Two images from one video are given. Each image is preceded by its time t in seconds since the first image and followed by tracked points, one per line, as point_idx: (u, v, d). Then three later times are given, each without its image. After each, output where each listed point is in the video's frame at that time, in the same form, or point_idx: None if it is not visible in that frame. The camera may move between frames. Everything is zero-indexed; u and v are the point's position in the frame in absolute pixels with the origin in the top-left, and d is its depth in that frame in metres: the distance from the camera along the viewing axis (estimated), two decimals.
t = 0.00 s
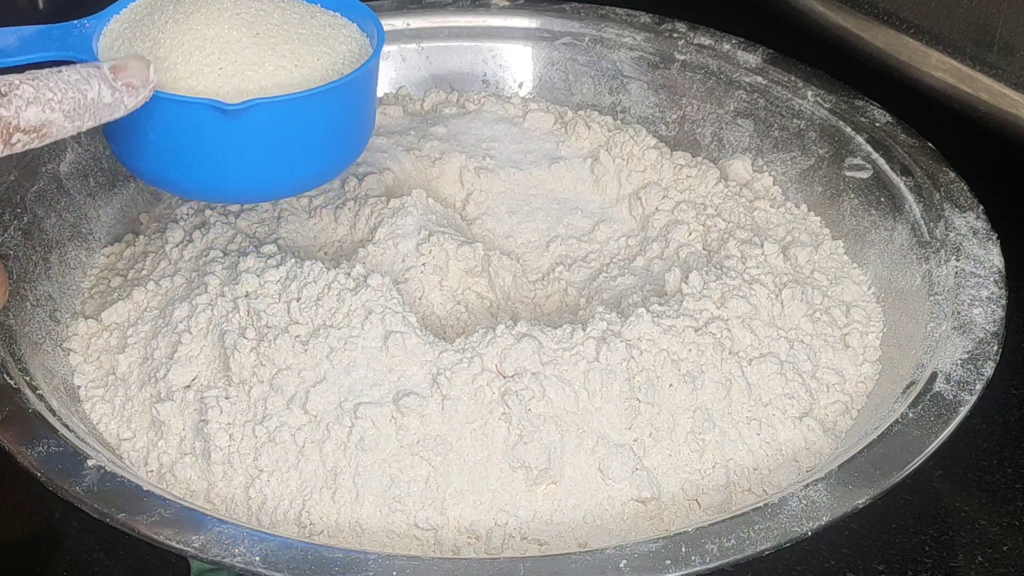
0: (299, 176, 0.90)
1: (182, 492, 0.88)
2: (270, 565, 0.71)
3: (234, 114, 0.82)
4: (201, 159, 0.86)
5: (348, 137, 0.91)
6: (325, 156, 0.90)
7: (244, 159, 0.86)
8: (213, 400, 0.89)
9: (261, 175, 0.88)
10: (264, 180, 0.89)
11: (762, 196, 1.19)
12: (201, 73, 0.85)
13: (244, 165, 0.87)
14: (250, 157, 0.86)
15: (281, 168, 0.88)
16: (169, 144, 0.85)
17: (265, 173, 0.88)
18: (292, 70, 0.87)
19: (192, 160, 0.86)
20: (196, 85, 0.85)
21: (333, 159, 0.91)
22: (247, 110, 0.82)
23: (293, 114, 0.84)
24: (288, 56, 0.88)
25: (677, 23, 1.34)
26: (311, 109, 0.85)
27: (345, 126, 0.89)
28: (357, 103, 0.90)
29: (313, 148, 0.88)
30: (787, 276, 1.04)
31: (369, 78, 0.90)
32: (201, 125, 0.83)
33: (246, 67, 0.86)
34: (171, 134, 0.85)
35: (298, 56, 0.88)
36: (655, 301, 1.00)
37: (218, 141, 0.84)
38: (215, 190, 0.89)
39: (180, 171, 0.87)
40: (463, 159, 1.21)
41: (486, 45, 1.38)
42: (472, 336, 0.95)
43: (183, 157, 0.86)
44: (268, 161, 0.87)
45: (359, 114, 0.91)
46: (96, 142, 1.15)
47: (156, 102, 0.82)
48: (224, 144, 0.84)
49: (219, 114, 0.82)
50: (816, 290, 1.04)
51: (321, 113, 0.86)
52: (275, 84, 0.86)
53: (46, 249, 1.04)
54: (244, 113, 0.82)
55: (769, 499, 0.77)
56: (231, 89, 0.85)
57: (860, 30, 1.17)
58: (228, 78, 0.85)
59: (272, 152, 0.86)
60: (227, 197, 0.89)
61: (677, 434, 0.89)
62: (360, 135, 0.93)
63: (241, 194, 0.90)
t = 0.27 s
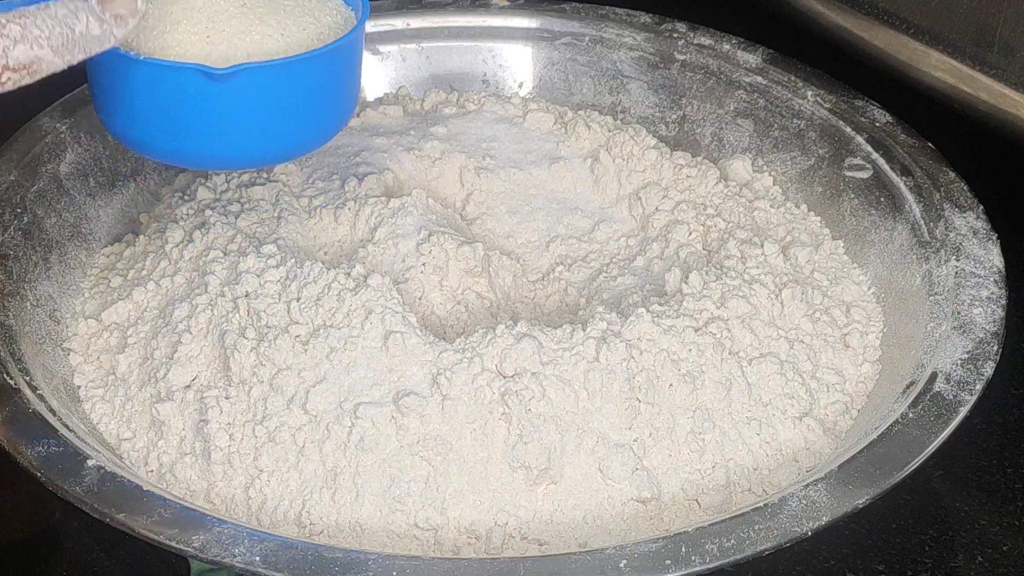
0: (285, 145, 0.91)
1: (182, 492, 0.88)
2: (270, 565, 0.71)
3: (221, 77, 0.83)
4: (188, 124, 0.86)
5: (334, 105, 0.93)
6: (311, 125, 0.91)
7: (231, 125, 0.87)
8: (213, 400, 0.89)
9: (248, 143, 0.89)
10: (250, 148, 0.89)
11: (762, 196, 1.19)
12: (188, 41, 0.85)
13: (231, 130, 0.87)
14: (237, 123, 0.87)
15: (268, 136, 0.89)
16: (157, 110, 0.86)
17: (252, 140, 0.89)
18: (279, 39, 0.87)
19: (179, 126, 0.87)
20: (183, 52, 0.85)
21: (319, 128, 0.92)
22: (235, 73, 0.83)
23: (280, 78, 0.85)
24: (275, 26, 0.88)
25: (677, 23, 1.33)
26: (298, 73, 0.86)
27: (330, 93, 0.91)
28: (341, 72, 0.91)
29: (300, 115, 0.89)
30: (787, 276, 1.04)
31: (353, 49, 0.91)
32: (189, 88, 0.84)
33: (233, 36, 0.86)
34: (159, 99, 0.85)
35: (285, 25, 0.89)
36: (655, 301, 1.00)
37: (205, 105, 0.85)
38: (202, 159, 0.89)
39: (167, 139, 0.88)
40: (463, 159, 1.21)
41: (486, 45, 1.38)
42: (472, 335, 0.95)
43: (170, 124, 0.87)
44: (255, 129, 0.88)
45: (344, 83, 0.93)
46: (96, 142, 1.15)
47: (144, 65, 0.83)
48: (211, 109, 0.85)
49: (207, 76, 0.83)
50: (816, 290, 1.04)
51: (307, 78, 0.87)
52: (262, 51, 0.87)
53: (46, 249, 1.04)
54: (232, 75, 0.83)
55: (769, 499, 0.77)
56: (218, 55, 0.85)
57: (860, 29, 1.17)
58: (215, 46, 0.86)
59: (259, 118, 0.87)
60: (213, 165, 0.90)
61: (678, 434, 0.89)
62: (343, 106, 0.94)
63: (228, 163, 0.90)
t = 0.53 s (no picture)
0: (281, 116, 0.92)
1: (182, 492, 0.88)
2: (270, 565, 0.71)
3: (218, 49, 0.83)
4: (186, 96, 0.87)
5: (330, 75, 0.93)
6: (307, 95, 0.92)
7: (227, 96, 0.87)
8: (213, 400, 0.89)
9: (246, 114, 0.90)
10: (248, 119, 0.90)
11: (762, 196, 1.19)
12: (185, 13, 0.87)
13: (229, 103, 0.88)
14: (234, 95, 0.88)
15: (265, 106, 0.90)
16: (155, 82, 0.87)
17: (249, 111, 0.90)
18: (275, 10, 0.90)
19: (178, 97, 0.88)
20: (181, 23, 0.87)
21: (316, 97, 0.93)
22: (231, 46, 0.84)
23: (275, 50, 0.86)
24: None
25: (678, 23, 1.33)
26: (293, 46, 0.86)
27: (326, 63, 0.91)
28: (337, 43, 0.91)
29: (296, 87, 0.90)
30: (787, 276, 1.04)
31: (349, 20, 0.92)
32: (186, 61, 0.85)
33: (230, 7, 0.88)
34: (157, 72, 0.86)
35: None
36: (655, 301, 1.00)
37: (202, 77, 0.86)
38: (201, 129, 0.91)
39: (166, 110, 0.89)
40: (463, 159, 1.21)
41: (486, 45, 1.38)
42: (472, 335, 0.95)
43: (168, 95, 0.88)
44: (252, 99, 0.89)
45: (340, 53, 0.93)
46: (96, 142, 1.15)
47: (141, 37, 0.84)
48: (208, 81, 0.86)
49: (203, 49, 0.84)
50: (816, 290, 1.04)
51: (302, 50, 0.88)
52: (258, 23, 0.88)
53: (46, 249, 1.04)
54: (228, 48, 0.84)
55: (769, 499, 0.77)
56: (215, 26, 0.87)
57: (860, 29, 1.17)
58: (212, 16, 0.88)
59: (255, 90, 0.88)
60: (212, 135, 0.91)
61: (678, 434, 0.89)
62: (340, 77, 0.95)
63: (226, 132, 0.91)
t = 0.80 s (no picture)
0: (279, 127, 0.92)
1: (182, 492, 0.88)
2: (270, 565, 0.71)
3: (219, 60, 0.84)
4: (185, 105, 0.87)
5: (328, 91, 0.93)
6: (306, 110, 0.92)
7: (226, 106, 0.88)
8: (213, 400, 0.89)
9: (243, 124, 0.90)
10: (245, 129, 0.91)
11: (762, 196, 1.19)
12: (187, 23, 0.87)
13: (227, 113, 0.88)
14: (233, 105, 0.88)
15: (263, 118, 0.90)
16: (153, 90, 0.87)
17: (246, 122, 0.90)
18: (276, 24, 0.90)
19: (175, 105, 0.88)
20: (182, 33, 0.87)
21: (314, 112, 0.93)
22: (232, 58, 0.84)
23: (276, 65, 0.86)
24: (273, 13, 0.91)
25: (677, 23, 1.33)
26: (294, 60, 0.87)
27: (326, 79, 0.92)
28: (338, 57, 0.92)
29: (295, 101, 0.90)
30: (787, 276, 1.04)
31: (351, 35, 0.92)
32: (186, 71, 0.85)
33: (232, 20, 0.89)
34: (156, 80, 0.86)
35: (283, 13, 0.91)
36: (655, 301, 1.00)
37: (201, 88, 0.86)
38: (197, 138, 0.91)
39: (163, 117, 0.89)
40: (463, 159, 1.21)
41: (486, 45, 1.38)
42: (472, 335, 0.95)
43: (166, 103, 0.88)
44: (251, 111, 0.89)
45: (339, 70, 0.93)
46: (96, 142, 1.15)
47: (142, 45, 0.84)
48: (207, 92, 0.86)
49: (204, 60, 0.84)
50: (816, 290, 1.04)
51: (303, 65, 0.88)
52: (259, 36, 0.88)
53: (46, 249, 1.04)
54: (230, 60, 0.84)
55: (769, 499, 0.77)
56: (216, 39, 0.87)
57: (860, 29, 1.17)
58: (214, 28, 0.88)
59: (254, 102, 0.88)
60: (208, 144, 0.91)
61: (678, 434, 0.89)
62: (339, 90, 0.95)
63: (222, 142, 0.92)
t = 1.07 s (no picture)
0: (279, 145, 0.92)
1: (182, 492, 0.88)
2: (270, 565, 0.71)
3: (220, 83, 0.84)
4: (185, 124, 0.88)
5: (330, 111, 0.93)
6: (306, 129, 0.92)
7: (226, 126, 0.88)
8: (213, 400, 0.89)
9: (243, 143, 0.90)
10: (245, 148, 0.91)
11: (762, 196, 1.19)
12: (189, 41, 0.87)
13: (226, 133, 0.89)
14: (233, 124, 0.88)
15: (263, 138, 0.90)
16: (154, 108, 0.87)
17: (247, 141, 0.90)
18: (279, 44, 0.90)
19: (175, 123, 0.88)
20: (184, 52, 0.86)
21: (314, 131, 0.93)
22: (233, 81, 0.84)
23: (277, 88, 0.86)
24: (276, 31, 0.91)
25: (677, 23, 1.33)
26: (296, 83, 0.87)
27: (327, 100, 0.92)
28: (340, 78, 0.91)
29: (295, 121, 0.91)
30: (787, 276, 1.04)
31: (354, 57, 0.92)
32: (187, 92, 0.85)
33: (234, 39, 0.88)
34: (158, 99, 0.86)
35: (285, 31, 0.91)
36: (655, 301, 1.00)
37: (202, 108, 0.86)
38: (197, 153, 0.91)
39: (163, 134, 0.89)
40: (463, 159, 1.21)
41: (486, 45, 1.38)
42: (472, 336, 0.95)
43: (166, 121, 0.88)
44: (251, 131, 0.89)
45: (341, 89, 0.93)
46: (96, 142, 1.15)
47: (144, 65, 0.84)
48: (207, 113, 0.86)
49: (205, 82, 0.84)
50: (816, 290, 1.04)
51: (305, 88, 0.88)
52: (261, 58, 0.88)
53: (46, 249, 1.04)
54: (230, 83, 0.84)
55: (769, 499, 0.77)
56: (218, 59, 0.87)
57: (860, 29, 1.17)
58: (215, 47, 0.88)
59: (254, 122, 0.88)
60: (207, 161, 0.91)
61: (678, 434, 0.89)
62: (341, 110, 0.95)
63: (222, 159, 0.92)
